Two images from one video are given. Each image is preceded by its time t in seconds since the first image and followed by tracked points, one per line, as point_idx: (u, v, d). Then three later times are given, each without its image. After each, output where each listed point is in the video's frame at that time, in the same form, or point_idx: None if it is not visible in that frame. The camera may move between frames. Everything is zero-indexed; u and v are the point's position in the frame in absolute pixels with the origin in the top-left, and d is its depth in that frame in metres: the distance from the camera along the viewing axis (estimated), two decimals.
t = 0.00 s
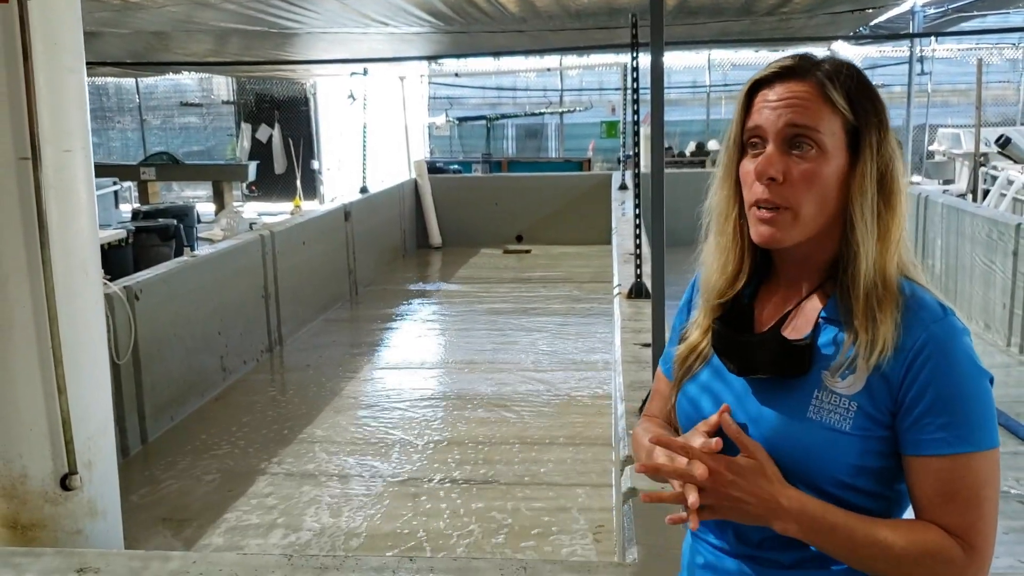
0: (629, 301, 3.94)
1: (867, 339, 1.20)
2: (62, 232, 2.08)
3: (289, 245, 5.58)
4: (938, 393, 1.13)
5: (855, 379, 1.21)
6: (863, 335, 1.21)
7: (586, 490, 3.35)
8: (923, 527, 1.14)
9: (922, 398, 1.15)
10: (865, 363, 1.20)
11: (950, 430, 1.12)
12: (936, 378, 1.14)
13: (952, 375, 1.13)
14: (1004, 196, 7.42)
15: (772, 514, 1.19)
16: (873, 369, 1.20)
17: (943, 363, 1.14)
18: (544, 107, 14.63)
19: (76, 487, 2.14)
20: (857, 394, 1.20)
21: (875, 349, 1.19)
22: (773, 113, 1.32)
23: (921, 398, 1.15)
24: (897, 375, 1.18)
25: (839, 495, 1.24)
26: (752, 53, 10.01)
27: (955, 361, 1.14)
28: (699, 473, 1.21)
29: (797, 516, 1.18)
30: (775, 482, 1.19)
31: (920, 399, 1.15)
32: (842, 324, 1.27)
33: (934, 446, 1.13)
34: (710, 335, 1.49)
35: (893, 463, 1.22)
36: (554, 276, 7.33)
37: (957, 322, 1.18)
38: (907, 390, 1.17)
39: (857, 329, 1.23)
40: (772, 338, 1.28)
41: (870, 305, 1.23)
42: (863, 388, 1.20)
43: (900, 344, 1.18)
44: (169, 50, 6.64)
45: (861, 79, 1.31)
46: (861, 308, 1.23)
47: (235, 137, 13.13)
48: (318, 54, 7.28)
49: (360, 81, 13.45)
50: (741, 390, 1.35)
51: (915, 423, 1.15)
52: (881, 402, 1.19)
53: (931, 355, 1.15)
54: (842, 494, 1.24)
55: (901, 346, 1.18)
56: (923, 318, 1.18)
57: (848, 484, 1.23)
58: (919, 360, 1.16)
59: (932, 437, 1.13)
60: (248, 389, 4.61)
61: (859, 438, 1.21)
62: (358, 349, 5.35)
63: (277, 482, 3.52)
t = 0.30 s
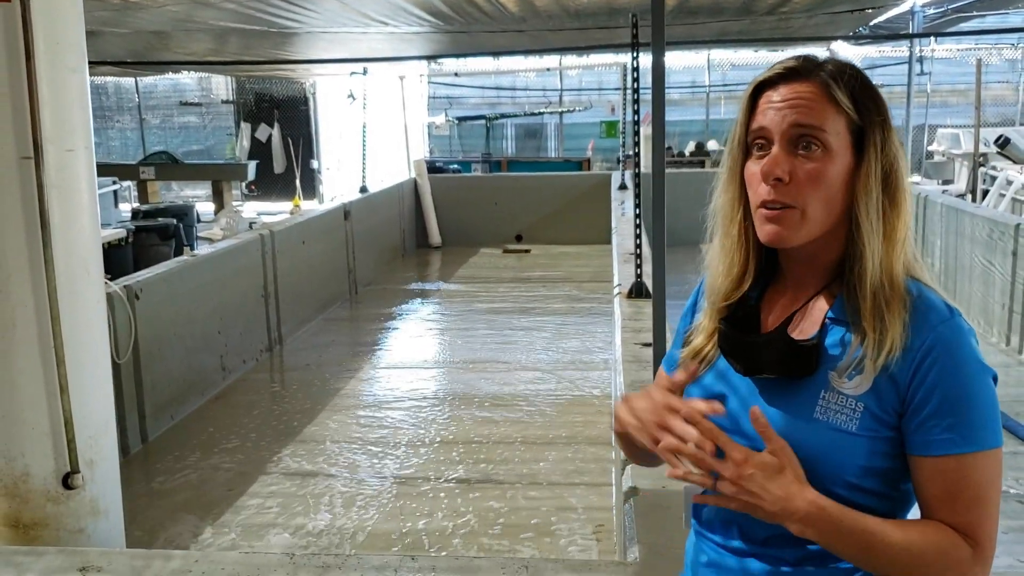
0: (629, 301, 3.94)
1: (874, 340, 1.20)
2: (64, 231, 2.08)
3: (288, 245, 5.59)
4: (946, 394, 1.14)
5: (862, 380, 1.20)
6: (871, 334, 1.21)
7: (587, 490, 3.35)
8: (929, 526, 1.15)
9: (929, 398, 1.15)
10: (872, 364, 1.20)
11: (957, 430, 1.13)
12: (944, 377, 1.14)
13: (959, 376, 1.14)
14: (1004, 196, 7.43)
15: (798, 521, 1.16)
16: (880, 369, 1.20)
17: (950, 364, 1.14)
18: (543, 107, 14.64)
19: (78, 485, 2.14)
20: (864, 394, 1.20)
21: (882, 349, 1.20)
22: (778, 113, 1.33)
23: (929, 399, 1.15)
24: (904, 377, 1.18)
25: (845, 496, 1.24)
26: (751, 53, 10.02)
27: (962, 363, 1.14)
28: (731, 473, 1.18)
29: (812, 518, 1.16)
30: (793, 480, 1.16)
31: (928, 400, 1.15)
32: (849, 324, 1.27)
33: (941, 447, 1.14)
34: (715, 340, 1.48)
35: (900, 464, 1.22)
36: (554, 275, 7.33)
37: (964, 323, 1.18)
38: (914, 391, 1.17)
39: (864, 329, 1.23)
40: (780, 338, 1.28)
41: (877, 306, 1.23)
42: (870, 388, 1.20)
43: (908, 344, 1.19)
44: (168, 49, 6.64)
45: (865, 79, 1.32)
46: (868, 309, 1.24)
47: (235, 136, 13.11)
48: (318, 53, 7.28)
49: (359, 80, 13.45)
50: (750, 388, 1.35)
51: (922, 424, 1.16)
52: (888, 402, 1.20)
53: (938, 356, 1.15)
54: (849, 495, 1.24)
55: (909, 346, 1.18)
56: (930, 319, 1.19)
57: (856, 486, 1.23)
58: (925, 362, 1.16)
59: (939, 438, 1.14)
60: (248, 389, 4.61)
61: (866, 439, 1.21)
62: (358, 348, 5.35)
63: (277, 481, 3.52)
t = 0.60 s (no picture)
0: (629, 299, 3.94)
1: (883, 337, 1.20)
2: (64, 231, 2.08)
3: (288, 244, 5.59)
4: (956, 393, 1.14)
5: (870, 377, 1.20)
6: (880, 331, 1.21)
7: (587, 488, 3.35)
8: (935, 527, 1.14)
9: (939, 396, 1.15)
10: (880, 362, 1.20)
11: (966, 428, 1.13)
12: (953, 375, 1.14)
13: (967, 376, 1.14)
14: (1004, 194, 7.42)
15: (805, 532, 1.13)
16: (889, 366, 1.19)
17: (959, 363, 1.14)
18: (542, 105, 14.64)
19: (79, 484, 2.14)
20: (872, 392, 1.20)
21: (890, 347, 1.19)
22: (788, 119, 1.32)
23: (938, 397, 1.15)
24: (912, 375, 1.18)
25: (850, 494, 1.23)
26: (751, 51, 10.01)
27: (972, 361, 1.14)
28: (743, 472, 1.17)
29: (824, 528, 1.12)
30: (803, 492, 1.14)
31: (936, 399, 1.15)
32: (858, 320, 1.26)
33: (949, 445, 1.13)
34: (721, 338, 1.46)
35: (905, 462, 1.22)
36: (554, 274, 7.33)
37: (971, 323, 1.19)
38: (922, 389, 1.17)
39: (874, 327, 1.22)
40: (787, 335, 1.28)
41: (887, 303, 1.23)
42: (877, 385, 1.20)
43: (917, 342, 1.18)
44: (168, 47, 6.63)
45: (869, 76, 1.32)
46: (880, 306, 1.23)
47: (234, 135, 13.09)
48: (317, 52, 7.27)
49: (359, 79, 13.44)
50: (752, 387, 1.35)
51: (930, 422, 1.15)
52: (894, 400, 1.19)
53: (947, 355, 1.15)
54: (855, 493, 1.23)
55: (918, 343, 1.18)
56: (939, 319, 1.19)
57: (861, 484, 1.23)
58: (933, 361, 1.16)
59: (947, 437, 1.14)
60: (248, 388, 4.61)
61: (873, 436, 1.20)
62: (357, 347, 5.35)
63: (277, 480, 3.52)
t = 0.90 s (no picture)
0: (627, 298, 3.94)
1: (874, 337, 1.20)
2: (62, 229, 2.08)
3: (287, 243, 5.58)
4: (947, 391, 1.13)
5: (861, 376, 1.20)
6: (871, 328, 1.21)
7: (586, 487, 3.35)
8: (927, 525, 1.14)
9: (930, 394, 1.14)
10: (870, 361, 1.19)
11: (958, 427, 1.12)
12: (944, 374, 1.13)
13: (959, 375, 1.13)
14: (1002, 193, 7.43)
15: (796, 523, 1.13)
16: (879, 365, 1.19)
17: (951, 361, 1.13)
18: (541, 103, 14.63)
19: (76, 483, 2.13)
20: (863, 391, 1.19)
21: (880, 346, 1.19)
22: (777, 118, 1.31)
23: (929, 395, 1.14)
24: (903, 373, 1.17)
25: (843, 492, 1.23)
26: (749, 50, 10.01)
27: (963, 359, 1.14)
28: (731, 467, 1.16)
29: (816, 519, 1.12)
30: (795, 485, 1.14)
31: (928, 397, 1.14)
32: (849, 319, 1.26)
33: (941, 443, 1.13)
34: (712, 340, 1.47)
35: (898, 460, 1.21)
36: (553, 273, 7.33)
37: (963, 320, 1.18)
38: (913, 388, 1.16)
39: (864, 325, 1.22)
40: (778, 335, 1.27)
41: (878, 301, 1.23)
42: (868, 384, 1.19)
43: (907, 340, 1.18)
44: (166, 46, 6.63)
45: (858, 73, 1.31)
46: (870, 304, 1.23)
47: (232, 134, 13.07)
48: (315, 50, 7.26)
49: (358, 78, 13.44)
50: (747, 387, 1.34)
51: (921, 421, 1.15)
52: (886, 398, 1.19)
53: (939, 352, 1.15)
54: (847, 492, 1.23)
55: (908, 341, 1.18)
56: (930, 317, 1.18)
57: (853, 483, 1.22)
58: (923, 360, 1.16)
59: (939, 435, 1.13)
60: (246, 387, 4.60)
61: (864, 435, 1.20)
62: (356, 346, 5.34)
63: (276, 479, 3.51)
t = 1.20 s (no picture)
0: (624, 297, 3.93)
1: (858, 334, 1.19)
2: (57, 229, 2.07)
3: (283, 242, 5.56)
4: (928, 389, 1.12)
5: (846, 374, 1.19)
6: (856, 327, 1.20)
7: (583, 486, 3.35)
8: (901, 522, 1.14)
9: (912, 391, 1.13)
10: (855, 359, 1.19)
11: (939, 425, 1.11)
12: (926, 373, 1.12)
13: (942, 373, 1.12)
14: (999, 191, 7.44)
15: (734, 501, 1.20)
16: (864, 364, 1.18)
17: (934, 358, 1.12)
18: (539, 102, 14.63)
19: (71, 483, 2.13)
20: (848, 389, 1.19)
21: (864, 344, 1.18)
22: (771, 103, 1.31)
23: (911, 392, 1.13)
24: (886, 370, 1.17)
25: (828, 490, 1.22)
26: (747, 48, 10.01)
27: (946, 357, 1.12)
28: (676, 451, 1.24)
29: (772, 505, 1.18)
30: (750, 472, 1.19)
31: (909, 395, 1.14)
32: (835, 316, 1.25)
33: (922, 442, 1.12)
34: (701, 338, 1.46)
35: (883, 459, 1.20)
36: (550, 271, 7.33)
37: (949, 317, 1.16)
38: (896, 384, 1.16)
39: (849, 322, 1.21)
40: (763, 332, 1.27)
41: (862, 299, 1.22)
42: (853, 382, 1.19)
43: (892, 338, 1.17)
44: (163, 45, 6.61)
45: (860, 70, 1.30)
46: (854, 302, 1.23)
47: (230, 133, 13.06)
48: (313, 49, 7.25)
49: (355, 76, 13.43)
50: (736, 386, 1.34)
51: (903, 417, 1.14)
52: (870, 396, 1.18)
53: (922, 349, 1.14)
54: (830, 489, 1.22)
55: (892, 340, 1.17)
56: (915, 313, 1.17)
57: (837, 480, 1.22)
58: (907, 357, 1.15)
59: (920, 433, 1.12)
60: (243, 386, 4.59)
61: (848, 434, 1.19)
62: (353, 345, 5.34)
63: (273, 478, 3.51)
